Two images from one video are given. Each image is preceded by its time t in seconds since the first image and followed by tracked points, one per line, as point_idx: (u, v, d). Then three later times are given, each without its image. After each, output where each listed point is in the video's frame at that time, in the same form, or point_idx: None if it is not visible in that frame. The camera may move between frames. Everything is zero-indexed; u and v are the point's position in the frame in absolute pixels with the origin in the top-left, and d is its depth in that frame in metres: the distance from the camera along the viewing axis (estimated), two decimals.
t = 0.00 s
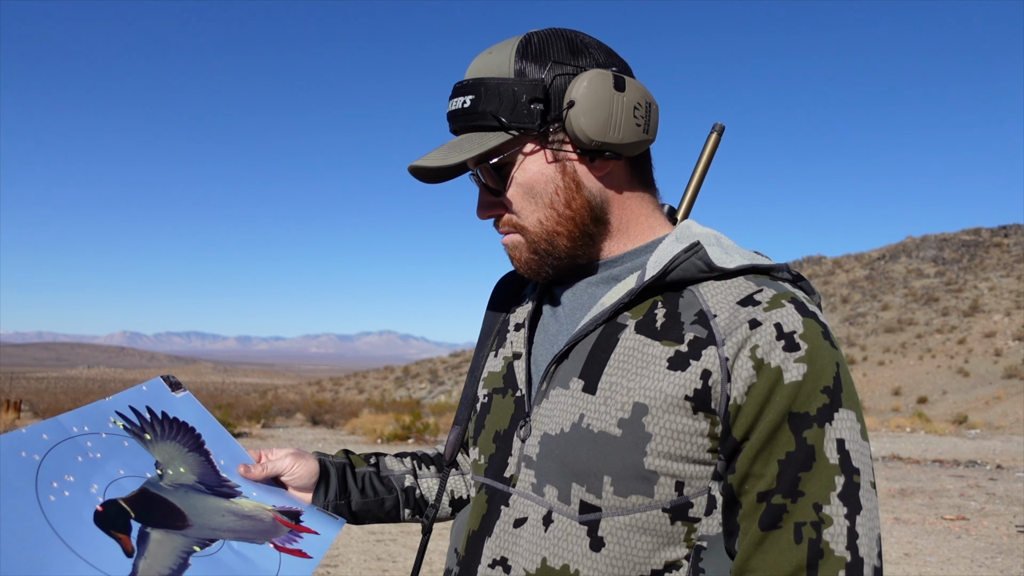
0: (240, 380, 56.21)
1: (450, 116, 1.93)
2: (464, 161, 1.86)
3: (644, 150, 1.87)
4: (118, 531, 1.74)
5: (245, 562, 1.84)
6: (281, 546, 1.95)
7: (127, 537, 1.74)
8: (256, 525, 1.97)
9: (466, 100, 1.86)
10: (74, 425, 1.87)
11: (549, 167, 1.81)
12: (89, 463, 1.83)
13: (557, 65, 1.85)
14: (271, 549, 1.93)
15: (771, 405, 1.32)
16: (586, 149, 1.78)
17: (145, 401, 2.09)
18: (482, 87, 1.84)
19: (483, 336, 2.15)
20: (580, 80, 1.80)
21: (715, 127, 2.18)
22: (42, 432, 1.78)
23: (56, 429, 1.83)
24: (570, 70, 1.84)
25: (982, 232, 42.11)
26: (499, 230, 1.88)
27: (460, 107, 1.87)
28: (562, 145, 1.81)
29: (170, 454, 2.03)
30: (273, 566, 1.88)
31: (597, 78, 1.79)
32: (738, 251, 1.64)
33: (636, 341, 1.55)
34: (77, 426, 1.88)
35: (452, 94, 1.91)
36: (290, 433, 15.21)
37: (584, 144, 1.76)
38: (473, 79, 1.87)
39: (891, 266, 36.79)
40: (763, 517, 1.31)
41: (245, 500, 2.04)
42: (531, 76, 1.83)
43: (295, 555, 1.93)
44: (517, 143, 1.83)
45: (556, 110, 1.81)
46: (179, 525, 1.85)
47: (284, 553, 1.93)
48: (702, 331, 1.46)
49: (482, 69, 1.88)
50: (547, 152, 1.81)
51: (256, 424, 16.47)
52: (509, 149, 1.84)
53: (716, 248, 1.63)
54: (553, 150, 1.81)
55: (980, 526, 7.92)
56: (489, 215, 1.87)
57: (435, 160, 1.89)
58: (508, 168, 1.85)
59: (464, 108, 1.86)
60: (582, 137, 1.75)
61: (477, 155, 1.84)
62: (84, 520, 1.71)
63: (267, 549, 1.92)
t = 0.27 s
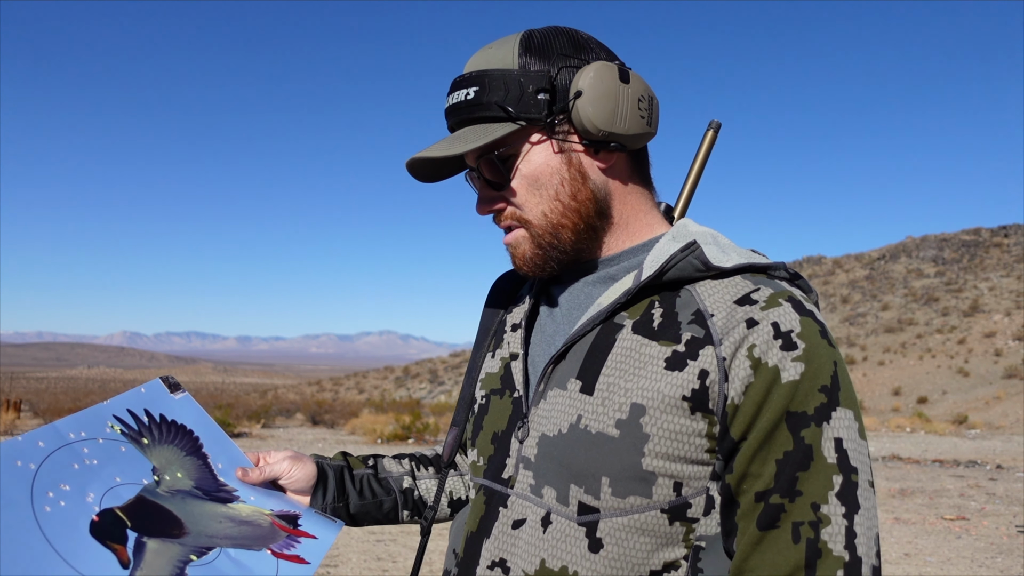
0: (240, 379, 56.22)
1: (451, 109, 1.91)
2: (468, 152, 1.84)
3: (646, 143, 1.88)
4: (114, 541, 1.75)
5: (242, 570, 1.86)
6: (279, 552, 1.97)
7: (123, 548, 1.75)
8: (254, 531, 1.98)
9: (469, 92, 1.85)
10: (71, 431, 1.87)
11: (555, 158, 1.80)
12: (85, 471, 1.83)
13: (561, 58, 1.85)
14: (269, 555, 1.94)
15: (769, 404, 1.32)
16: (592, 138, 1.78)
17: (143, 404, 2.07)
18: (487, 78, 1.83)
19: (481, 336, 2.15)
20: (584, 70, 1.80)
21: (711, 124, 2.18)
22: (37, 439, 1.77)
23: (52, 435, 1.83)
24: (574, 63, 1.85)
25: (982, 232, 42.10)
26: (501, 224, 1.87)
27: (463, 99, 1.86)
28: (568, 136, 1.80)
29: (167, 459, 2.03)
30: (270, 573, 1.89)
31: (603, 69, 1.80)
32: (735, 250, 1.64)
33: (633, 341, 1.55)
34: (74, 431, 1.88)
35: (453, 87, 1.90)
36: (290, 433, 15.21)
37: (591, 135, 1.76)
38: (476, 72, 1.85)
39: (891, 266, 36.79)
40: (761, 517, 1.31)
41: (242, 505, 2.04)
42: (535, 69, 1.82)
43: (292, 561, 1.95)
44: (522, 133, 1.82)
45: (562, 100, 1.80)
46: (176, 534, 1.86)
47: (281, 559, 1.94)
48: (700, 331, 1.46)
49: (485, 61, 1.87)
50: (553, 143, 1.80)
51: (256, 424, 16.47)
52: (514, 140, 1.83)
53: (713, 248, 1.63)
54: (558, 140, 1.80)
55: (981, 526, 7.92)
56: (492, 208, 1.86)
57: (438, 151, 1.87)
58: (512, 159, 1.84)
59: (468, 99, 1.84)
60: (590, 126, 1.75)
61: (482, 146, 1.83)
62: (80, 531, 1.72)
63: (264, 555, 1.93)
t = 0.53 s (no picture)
0: (240, 379, 56.24)
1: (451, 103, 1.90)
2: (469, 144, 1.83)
3: (645, 142, 1.90)
4: (118, 546, 1.74)
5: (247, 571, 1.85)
6: (281, 553, 1.95)
7: (128, 552, 1.75)
8: (255, 532, 1.97)
9: (471, 84, 1.83)
10: (69, 436, 1.88)
11: (557, 153, 1.80)
12: (84, 476, 1.83)
13: (564, 54, 1.86)
14: (272, 557, 1.93)
15: (765, 404, 1.33)
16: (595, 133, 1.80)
17: (139, 407, 2.09)
18: (490, 72, 1.82)
19: (477, 337, 2.16)
20: (587, 66, 1.82)
21: (707, 123, 2.19)
22: (36, 445, 1.78)
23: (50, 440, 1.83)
24: (576, 59, 1.86)
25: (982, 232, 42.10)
26: (500, 219, 1.87)
27: (465, 91, 1.84)
28: (570, 131, 1.81)
29: (165, 462, 2.04)
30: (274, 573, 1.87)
31: (605, 66, 1.82)
32: (731, 250, 1.65)
33: (629, 342, 1.56)
34: (72, 437, 1.88)
35: (454, 81, 1.88)
36: (290, 433, 15.21)
37: (595, 130, 1.78)
38: (478, 65, 1.84)
39: (891, 266, 36.80)
40: (757, 517, 1.31)
41: (242, 507, 2.05)
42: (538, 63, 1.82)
43: (295, 561, 1.93)
44: (525, 127, 1.82)
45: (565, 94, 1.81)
46: (179, 537, 1.86)
47: (284, 560, 1.92)
48: (695, 331, 1.46)
49: (487, 54, 1.86)
50: (555, 138, 1.81)
51: (256, 424, 16.47)
52: (516, 133, 1.83)
53: (709, 247, 1.64)
54: (561, 135, 1.81)
55: (980, 526, 7.92)
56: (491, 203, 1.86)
57: (439, 144, 1.85)
58: (513, 153, 1.84)
59: (470, 92, 1.83)
60: (594, 120, 1.77)
61: (485, 138, 1.82)
62: (84, 535, 1.72)
63: (267, 556, 1.92)
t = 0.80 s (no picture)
0: (240, 379, 56.27)
1: (456, 90, 1.88)
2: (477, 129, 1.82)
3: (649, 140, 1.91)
4: (119, 547, 1.74)
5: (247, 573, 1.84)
6: (281, 555, 1.94)
7: (130, 553, 1.74)
8: (254, 535, 1.97)
9: (481, 72, 1.82)
10: (69, 436, 1.88)
11: (565, 145, 1.80)
12: (85, 476, 1.83)
13: (573, 49, 1.87)
14: (271, 559, 1.92)
15: (761, 403, 1.33)
16: (603, 127, 1.80)
17: (138, 408, 2.09)
18: (501, 60, 1.81)
19: (474, 336, 2.16)
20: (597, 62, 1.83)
21: (704, 122, 2.19)
22: (37, 445, 1.78)
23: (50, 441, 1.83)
24: (585, 56, 1.88)
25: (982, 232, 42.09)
26: (504, 211, 1.85)
27: (474, 78, 1.82)
28: (578, 125, 1.82)
29: (164, 463, 2.04)
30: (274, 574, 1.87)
31: (616, 61, 1.82)
32: (727, 249, 1.65)
33: (626, 342, 1.56)
34: (72, 437, 1.88)
35: (463, 68, 1.87)
36: (290, 433, 15.22)
37: (604, 124, 1.78)
38: (488, 53, 1.83)
39: (892, 266, 36.80)
40: (753, 517, 1.31)
41: (241, 509, 2.05)
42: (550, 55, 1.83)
43: (295, 563, 1.93)
44: (535, 117, 1.81)
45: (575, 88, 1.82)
46: (180, 539, 1.85)
47: (284, 562, 1.92)
48: (691, 331, 1.46)
49: (497, 44, 1.85)
50: (564, 130, 1.81)
51: (257, 424, 16.48)
52: (525, 122, 1.82)
53: (705, 247, 1.64)
54: (570, 128, 1.80)
55: (980, 526, 7.92)
56: (495, 194, 1.84)
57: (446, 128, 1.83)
58: (520, 143, 1.83)
59: (480, 79, 1.81)
60: (604, 114, 1.77)
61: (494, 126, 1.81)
62: (85, 536, 1.72)
63: (266, 559, 1.91)
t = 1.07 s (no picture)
0: (240, 379, 56.28)
1: (514, 63, 1.75)
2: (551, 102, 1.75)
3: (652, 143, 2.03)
4: (120, 534, 1.74)
5: (247, 567, 1.84)
6: (281, 551, 1.95)
7: (130, 540, 1.74)
8: (255, 531, 1.97)
9: (550, 48, 1.73)
10: (72, 429, 1.87)
11: (616, 137, 1.83)
12: (88, 468, 1.83)
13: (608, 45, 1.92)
14: (272, 555, 1.93)
15: (756, 398, 1.33)
16: (642, 125, 1.90)
17: (142, 406, 2.10)
18: (572, 40, 1.75)
19: (475, 338, 2.17)
20: (630, 66, 1.93)
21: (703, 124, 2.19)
22: (40, 436, 1.78)
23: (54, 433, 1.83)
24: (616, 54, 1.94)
25: (982, 232, 42.09)
26: (549, 194, 1.81)
27: (541, 54, 1.73)
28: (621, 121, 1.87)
29: (167, 460, 2.04)
30: (274, 570, 1.87)
31: (649, 64, 1.93)
32: (724, 247, 1.64)
33: (623, 339, 1.56)
34: (76, 430, 1.88)
35: (523, 42, 1.75)
36: (291, 433, 15.21)
37: (648, 122, 1.89)
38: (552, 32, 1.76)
39: (892, 266, 36.80)
40: (748, 511, 1.31)
41: (242, 507, 2.05)
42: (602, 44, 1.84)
43: (294, 560, 1.94)
44: (594, 103, 1.81)
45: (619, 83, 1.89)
46: (181, 530, 1.85)
47: (284, 558, 1.93)
48: (687, 328, 1.46)
49: (550, 25, 1.79)
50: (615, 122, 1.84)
51: (256, 424, 16.49)
52: (584, 105, 1.80)
53: (701, 244, 1.63)
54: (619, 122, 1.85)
55: (980, 526, 7.92)
56: (545, 175, 1.80)
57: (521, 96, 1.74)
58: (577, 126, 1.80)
59: (547, 56, 1.73)
60: (650, 113, 1.88)
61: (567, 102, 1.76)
62: (86, 524, 1.72)
63: (267, 554, 1.91)
